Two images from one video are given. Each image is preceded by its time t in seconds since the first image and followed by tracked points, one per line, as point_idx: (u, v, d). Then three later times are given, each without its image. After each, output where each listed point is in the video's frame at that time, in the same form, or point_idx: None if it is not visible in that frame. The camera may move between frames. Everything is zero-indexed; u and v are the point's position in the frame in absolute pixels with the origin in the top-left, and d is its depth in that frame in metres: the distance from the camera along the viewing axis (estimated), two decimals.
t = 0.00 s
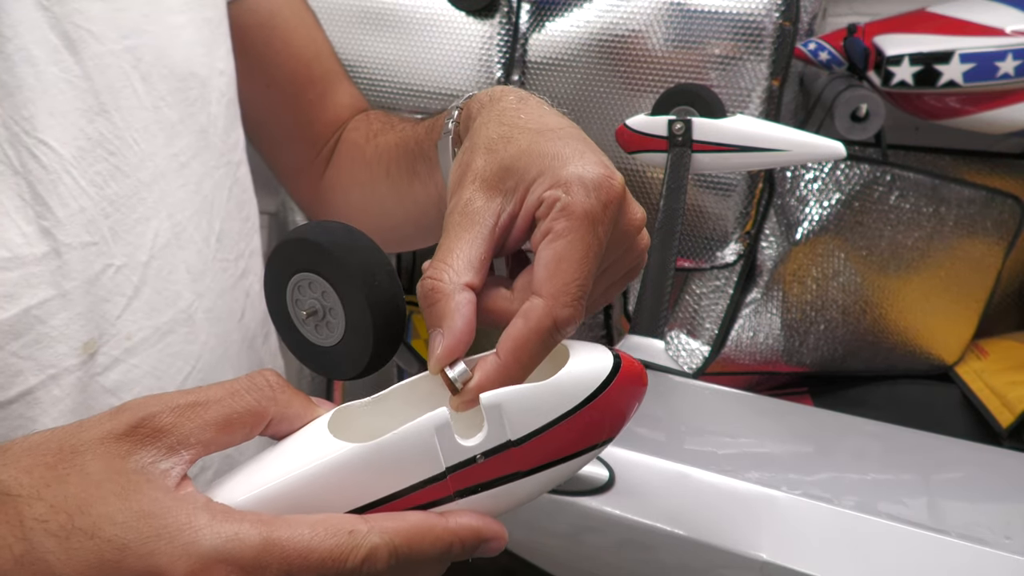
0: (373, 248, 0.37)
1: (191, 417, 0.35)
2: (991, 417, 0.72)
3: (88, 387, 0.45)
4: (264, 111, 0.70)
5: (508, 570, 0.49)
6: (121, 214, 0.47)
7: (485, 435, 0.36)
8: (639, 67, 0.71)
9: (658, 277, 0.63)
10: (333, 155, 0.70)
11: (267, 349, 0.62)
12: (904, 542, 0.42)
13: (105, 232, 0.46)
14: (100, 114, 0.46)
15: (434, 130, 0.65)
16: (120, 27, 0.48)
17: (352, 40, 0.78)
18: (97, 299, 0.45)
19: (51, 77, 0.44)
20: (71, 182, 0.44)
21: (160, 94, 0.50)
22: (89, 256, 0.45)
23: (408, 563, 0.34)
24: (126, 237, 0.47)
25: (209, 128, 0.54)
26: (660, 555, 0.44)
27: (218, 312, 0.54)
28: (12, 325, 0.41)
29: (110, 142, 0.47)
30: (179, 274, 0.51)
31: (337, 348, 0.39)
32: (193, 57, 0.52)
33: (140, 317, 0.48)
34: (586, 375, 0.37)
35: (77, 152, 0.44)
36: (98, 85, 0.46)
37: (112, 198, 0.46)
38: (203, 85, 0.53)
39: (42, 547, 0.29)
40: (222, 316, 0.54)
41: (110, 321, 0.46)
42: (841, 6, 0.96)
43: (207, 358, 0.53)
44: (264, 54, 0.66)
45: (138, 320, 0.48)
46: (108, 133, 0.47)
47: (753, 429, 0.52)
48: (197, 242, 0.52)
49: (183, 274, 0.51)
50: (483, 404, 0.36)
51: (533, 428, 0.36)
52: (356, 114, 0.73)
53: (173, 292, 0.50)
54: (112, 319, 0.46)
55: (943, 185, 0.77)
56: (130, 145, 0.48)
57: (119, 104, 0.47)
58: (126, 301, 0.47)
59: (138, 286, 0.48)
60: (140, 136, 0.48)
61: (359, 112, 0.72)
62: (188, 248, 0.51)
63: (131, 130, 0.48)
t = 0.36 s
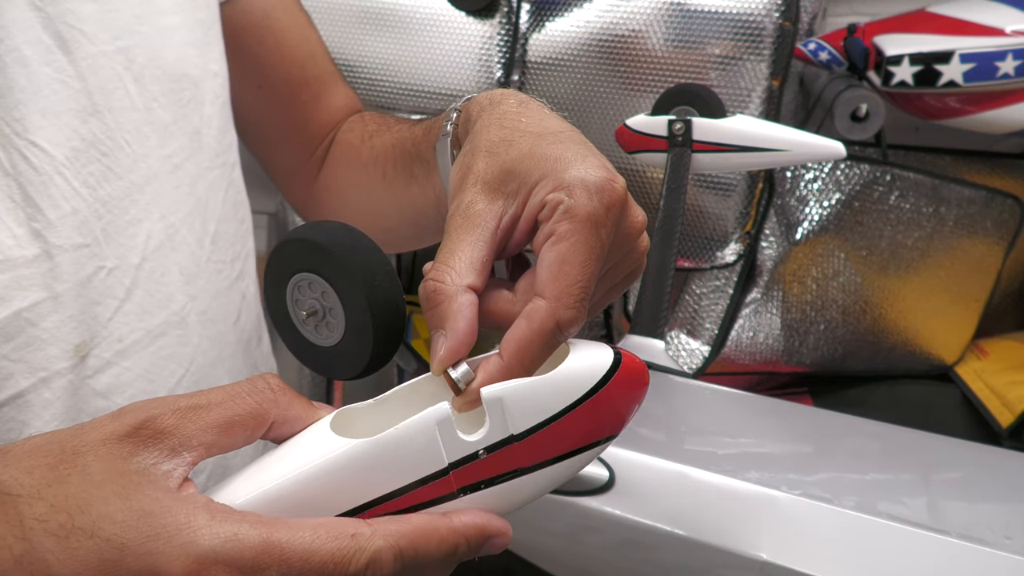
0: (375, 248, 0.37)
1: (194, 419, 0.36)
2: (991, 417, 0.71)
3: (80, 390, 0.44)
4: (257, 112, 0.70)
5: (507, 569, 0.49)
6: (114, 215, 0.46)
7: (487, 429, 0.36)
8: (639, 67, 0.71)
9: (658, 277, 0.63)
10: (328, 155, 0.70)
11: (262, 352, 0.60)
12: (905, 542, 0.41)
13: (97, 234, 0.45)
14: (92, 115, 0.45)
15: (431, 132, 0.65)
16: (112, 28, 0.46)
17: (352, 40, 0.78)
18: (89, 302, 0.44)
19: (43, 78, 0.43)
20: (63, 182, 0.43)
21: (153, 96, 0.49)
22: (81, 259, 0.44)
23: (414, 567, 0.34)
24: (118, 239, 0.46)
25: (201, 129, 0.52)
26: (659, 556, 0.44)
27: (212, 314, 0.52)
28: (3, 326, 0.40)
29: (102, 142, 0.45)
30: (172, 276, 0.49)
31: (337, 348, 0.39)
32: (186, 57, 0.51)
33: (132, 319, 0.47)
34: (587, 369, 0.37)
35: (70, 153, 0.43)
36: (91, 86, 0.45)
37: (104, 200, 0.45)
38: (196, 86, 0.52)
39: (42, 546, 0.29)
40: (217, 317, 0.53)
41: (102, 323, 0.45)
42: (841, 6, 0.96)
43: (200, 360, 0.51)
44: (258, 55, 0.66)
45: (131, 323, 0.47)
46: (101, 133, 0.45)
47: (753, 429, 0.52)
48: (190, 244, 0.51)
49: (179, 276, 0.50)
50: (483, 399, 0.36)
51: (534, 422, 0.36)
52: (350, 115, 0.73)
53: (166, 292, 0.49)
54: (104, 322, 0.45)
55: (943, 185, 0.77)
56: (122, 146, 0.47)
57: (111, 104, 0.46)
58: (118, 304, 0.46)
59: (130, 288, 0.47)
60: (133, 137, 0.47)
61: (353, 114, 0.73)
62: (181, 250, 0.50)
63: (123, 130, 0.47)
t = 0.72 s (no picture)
0: (375, 248, 0.37)
1: (186, 435, 0.34)
2: (991, 417, 0.71)
3: (65, 395, 0.44)
4: (244, 114, 0.69)
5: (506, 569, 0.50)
6: (101, 217, 0.46)
7: (508, 458, 0.34)
8: (640, 67, 0.71)
9: (658, 277, 0.63)
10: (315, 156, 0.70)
11: (251, 356, 0.61)
12: (904, 543, 0.41)
13: (84, 237, 0.45)
14: (79, 116, 0.45)
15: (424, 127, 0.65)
16: (99, 28, 0.46)
17: (353, 40, 0.78)
18: (75, 305, 0.44)
19: (30, 79, 0.42)
20: (49, 185, 0.43)
21: (141, 97, 0.48)
22: (67, 262, 0.43)
23: None
24: (105, 241, 0.46)
25: (190, 131, 0.53)
26: (659, 556, 0.44)
27: (200, 317, 0.53)
28: None
29: (88, 143, 0.45)
30: (160, 279, 0.50)
31: (337, 349, 0.39)
32: (174, 59, 0.51)
33: (120, 322, 0.47)
34: (613, 393, 0.35)
35: (56, 154, 0.43)
36: (78, 87, 0.45)
37: (90, 202, 0.45)
38: (184, 88, 0.51)
39: (14, 561, 0.26)
40: (204, 321, 0.53)
41: (88, 326, 0.45)
42: (841, 6, 0.96)
43: (189, 365, 0.52)
44: (246, 57, 0.66)
45: (118, 327, 0.47)
46: (88, 135, 0.45)
47: (753, 429, 0.52)
48: (179, 247, 0.51)
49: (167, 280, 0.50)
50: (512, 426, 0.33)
51: (561, 450, 0.34)
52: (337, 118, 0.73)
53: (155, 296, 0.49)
54: (90, 325, 0.45)
55: (942, 185, 0.78)
56: (108, 148, 0.46)
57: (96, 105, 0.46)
58: (105, 307, 0.46)
59: (117, 291, 0.47)
60: (119, 138, 0.47)
61: (339, 116, 0.73)
62: (169, 253, 0.50)
63: (110, 132, 0.46)
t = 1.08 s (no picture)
0: (375, 248, 0.38)
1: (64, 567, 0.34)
2: (991, 417, 0.71)
3: (39, 398, 0.42)
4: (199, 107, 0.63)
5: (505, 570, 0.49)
6: (75, 217, 0.44)
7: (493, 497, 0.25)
8: (639, 66, 0.71)
9: (658, 277, 0.64)
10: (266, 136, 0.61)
11: (228, 357, 0.57)
12: (904, 544, 0.41)
13: (59, 236, 0.43)
14: (54, 114, 0.44)
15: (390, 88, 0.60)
16: (74, 25, 0.46)
17: (353, 40, 0.78)
18: (50, 305, 0.42)
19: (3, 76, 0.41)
20: (23, 184, 0.42)
21: (116, 95, 0.47)
22: (41, 261, 0.42)
23: None
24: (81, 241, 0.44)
25: (167, 130, 0.51)
26: (658, 555, 0.44)
27: (179, 318, 0.50)
28: None
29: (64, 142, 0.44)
30: (138, 279, 0.47)
31: (338, 349, 0.39)
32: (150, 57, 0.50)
33: (96, 323, 0.45)
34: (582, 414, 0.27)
35: (31, 153, 0.42)
36: (52, 84, 0.44)
37: (66, 202, 0.44)
38: (160, 86, 0.50)
39: None
40: (183, 322, 0.50)
41: (64, 327, 0.43)
42: (841, 6, 0.96)
43: (167, 365, 0.49)
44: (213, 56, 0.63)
45: (94, 328, 0.45)
46: (62, 133, 0.44)
47: (754, 429, 0.52)
48: (156, 247, 0.49)
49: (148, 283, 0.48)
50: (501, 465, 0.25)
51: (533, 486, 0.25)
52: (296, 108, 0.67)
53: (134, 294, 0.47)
54: (65, 326, 0.43)
55: (942, 185, 0.78)
56: (84, 146, 0.45)
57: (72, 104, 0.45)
58: (80, 307, 0.44)
59: (93, 291, 0.45)
60: (95, 137, 0.46)
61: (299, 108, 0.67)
62: (146, 253, 0.48)
63: (86, 131, 0.45)
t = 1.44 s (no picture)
0: (375, 248, 0.37)
1: None
2: (992, 417, 0.72)
3: (10, 409, 0.41)
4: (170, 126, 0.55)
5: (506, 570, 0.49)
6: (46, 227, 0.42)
7: None
8: (639, 67, 0.71)
9: (658, 277, 0.64)
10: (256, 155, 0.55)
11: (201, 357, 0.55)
12: (904, 545, 0.41)
13: (30, 246, 0.41)
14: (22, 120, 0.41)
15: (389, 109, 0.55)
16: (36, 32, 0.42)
17: (353, 40, 0.78)
18: (19, 315, 0.41)
19: None
20: None
21: (80, 101, 0.45)
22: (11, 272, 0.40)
23: None
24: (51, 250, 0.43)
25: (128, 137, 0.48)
26: (659, 556, 0.44)
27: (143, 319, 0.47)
28: None
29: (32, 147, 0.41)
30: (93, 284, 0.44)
31: (337, 348, 0.39)
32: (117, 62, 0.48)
33: (66, 330, 0.43)
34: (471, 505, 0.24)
35: None
36: (16, 93, 0.41)
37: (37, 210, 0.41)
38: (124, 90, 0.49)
39: None
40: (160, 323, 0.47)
41: (34, 338, 0.42)
42: (841, 6, 0.96)
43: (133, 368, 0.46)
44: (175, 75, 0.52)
45: (66, 335, 0.44)
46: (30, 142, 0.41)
47: (754, 429, 0.52)
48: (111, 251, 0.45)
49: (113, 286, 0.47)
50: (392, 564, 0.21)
51: None
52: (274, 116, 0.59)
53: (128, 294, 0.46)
54: (36, 335, 0.42)
55: (943, 185, 0.77)
56: (52, 154, 0.42)
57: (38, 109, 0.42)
58: (50, 316, 0.43)
59: (63, 299, 0.43)
60: (62, 145, 0.43)
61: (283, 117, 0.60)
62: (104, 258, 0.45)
63: (54, 138, 0.43)
